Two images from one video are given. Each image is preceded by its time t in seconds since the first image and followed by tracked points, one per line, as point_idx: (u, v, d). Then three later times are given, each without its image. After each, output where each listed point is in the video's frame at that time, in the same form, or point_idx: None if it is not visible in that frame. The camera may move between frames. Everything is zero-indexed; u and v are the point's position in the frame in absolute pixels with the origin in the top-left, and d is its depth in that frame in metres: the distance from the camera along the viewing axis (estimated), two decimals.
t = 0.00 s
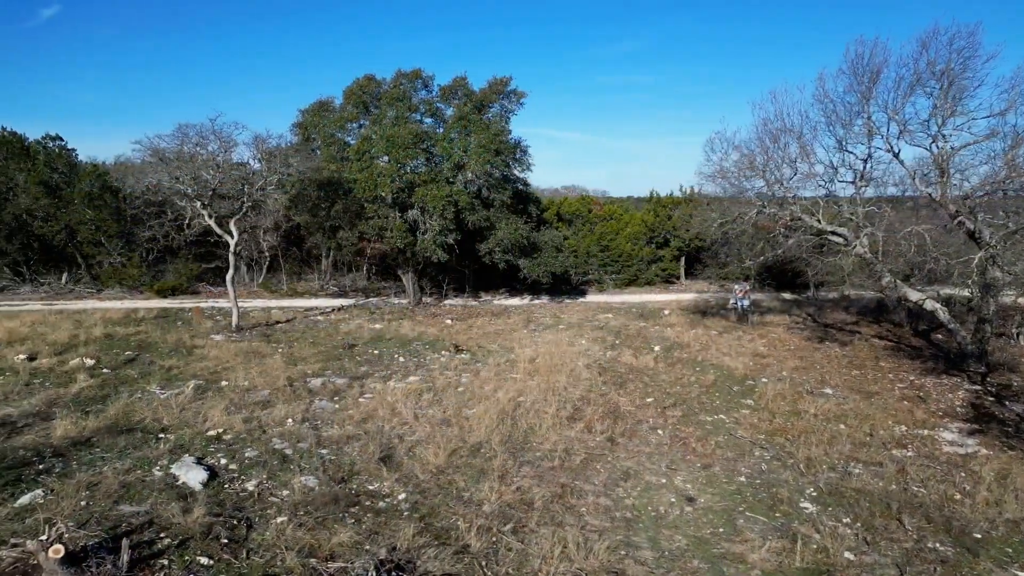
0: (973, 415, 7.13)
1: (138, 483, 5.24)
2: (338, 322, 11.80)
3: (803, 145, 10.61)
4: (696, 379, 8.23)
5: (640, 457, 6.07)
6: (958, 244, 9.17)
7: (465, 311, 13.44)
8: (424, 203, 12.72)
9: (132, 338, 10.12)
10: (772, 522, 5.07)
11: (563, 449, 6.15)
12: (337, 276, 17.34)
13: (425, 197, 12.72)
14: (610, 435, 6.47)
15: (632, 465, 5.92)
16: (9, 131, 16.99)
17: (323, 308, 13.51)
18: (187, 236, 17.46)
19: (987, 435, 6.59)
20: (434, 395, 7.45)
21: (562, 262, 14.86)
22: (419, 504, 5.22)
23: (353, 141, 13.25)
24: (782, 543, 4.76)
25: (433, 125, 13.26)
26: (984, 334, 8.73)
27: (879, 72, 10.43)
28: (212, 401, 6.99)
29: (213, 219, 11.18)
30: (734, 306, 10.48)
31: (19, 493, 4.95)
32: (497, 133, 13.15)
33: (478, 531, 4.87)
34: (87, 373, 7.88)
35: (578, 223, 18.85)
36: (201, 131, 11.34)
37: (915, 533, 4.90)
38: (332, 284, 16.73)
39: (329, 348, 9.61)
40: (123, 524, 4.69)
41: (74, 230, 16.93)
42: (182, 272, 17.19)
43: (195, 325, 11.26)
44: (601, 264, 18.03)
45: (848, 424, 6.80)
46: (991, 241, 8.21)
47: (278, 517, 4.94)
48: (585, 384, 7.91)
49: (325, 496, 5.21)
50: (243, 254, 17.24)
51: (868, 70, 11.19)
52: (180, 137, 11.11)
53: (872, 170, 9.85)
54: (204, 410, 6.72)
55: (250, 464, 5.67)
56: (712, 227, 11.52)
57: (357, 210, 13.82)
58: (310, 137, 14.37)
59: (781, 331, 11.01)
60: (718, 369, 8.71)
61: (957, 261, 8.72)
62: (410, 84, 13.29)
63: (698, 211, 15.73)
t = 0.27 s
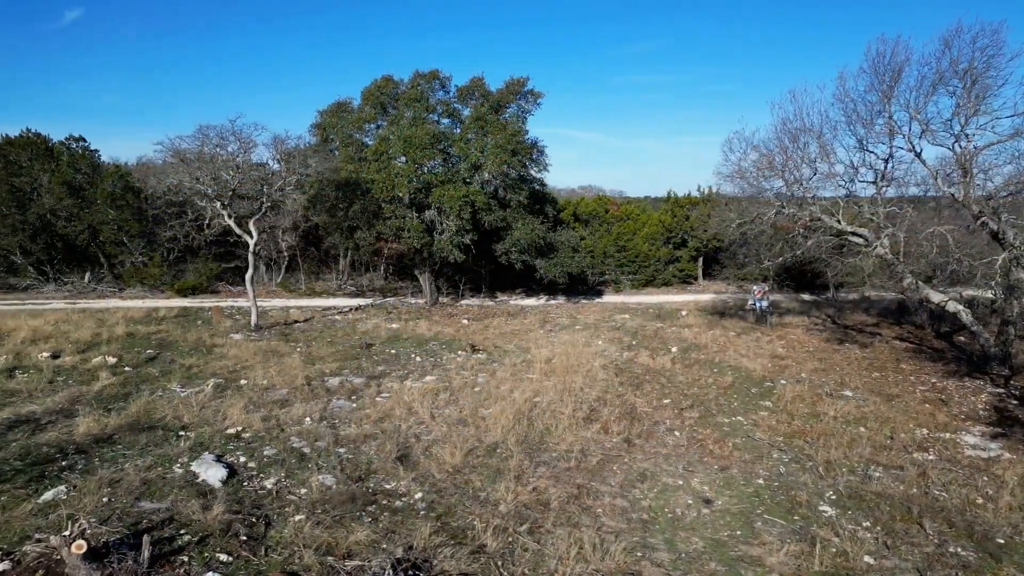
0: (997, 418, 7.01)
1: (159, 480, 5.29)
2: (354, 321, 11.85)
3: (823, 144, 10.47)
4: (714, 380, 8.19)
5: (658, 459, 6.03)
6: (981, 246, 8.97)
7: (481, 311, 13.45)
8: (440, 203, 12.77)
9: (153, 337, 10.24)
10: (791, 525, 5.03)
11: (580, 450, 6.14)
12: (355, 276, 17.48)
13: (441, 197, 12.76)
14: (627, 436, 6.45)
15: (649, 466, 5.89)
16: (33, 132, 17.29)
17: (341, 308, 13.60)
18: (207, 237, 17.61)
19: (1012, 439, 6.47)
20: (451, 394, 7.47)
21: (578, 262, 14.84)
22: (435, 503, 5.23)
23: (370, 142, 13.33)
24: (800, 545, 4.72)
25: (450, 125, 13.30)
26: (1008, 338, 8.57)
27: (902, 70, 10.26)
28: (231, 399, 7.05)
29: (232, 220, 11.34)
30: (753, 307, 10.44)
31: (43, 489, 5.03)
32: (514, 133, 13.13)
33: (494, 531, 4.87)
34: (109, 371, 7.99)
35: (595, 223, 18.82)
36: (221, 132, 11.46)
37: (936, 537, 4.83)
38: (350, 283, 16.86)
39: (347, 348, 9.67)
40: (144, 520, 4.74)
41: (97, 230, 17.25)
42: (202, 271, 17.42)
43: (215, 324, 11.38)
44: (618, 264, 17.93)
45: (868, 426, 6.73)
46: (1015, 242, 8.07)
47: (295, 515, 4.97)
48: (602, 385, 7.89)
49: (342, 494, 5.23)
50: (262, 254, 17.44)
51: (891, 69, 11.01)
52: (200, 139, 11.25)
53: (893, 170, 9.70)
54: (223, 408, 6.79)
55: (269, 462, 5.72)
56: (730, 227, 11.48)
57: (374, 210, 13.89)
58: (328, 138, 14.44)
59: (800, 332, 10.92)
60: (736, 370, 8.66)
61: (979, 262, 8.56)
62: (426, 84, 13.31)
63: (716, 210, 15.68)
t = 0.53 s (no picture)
0: (1021, 422, 6.90)
1: (179, 477, 5.35)
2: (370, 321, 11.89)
3: (843, 144, 10.36)
4: (732, 382, 8.13)
5: (675, 461, 6.00)
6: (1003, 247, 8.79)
7: (498, 311, 13.46)
8: (457, 203, 12.81)
9: (173, 336, 10.36)
10: (810, 528, 4.97)
11: (597, 452, 6.11)
12: (372, 276, 17.59)
13: (458, 198, 12.80)
14: (644, 438, 6.42)
15: (666, 468, 5.86)
16: (57, 133, 17.56)
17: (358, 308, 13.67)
18: (226, 237, 17.79)
19: None
20: (468, 395, 7.48)
21: (595, 262, 14.82)
22: (452, 504, 5.24)
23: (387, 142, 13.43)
24: (819, 549, 4.67)
25: (468, 126, 13.37)
26: None
27: (925, 68, 10.12)
28: (250, 398, 7.11)
29: (252, 221, 11.47)
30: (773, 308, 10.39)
31: (66, 485, 5.11)
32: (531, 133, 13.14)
33: (510, 532, 4.86)
34: (130, 369, 8.09)
35: (611, 223, 18.78)
36: (241, 133, 11.62)
37: (957, 543, 4.76)
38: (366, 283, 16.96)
39: (364, 347, 9.72)
40: (164, 517, 4.79)
41: (119, 231, 17.48)
42: (221, 271, 17.59)
43: (234, 323, 11.49)
44: (635, 265, 17.87)
45: (888, 430, 6.65)
46: None
47: (313, 514, 4.99)
48: (619, 387, 7.86)
49: (359, 494, 5.26)
50: (281, 254, 17.63)
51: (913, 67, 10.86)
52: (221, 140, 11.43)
53: (915, 170, 9.57)
54: (242, 406, 6.84)
55: (286, 460, 5.75)
56: (748, 227, 11.41)
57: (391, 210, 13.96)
58: (346, 139, 14.55)
59: (819, 334, 10.83)
60: (754, 372, 8.60)
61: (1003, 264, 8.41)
62: (444, 86, 13.36)
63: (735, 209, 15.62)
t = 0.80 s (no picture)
0: None
1: (199, 475, 5.40)
2: (386, 321, 11.92)
3: (864, 144, 10.25)
4: (751, 384, 8.07)
5: (693, 463, 5.95)
6: None
7: (514, 311, 13.47)
8: (473, 203, 12.88)
9: (193, 334, 10.48)
10: (828, 532, 4.92)
11: (614, 453, 6.09)
12: (389, 276, 17.68)
13: (474, 198, 12.87)
14: (662, 439, 6.38)
15: (683, 470, 5.82)
16: (80, 134, 17.83)
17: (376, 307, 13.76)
18: (246, 236, 17.92)
19: None
20: (485, 395, 7.48)
21: (612, 262, 14.81)
22: (468, 504, 5.23)
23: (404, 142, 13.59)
24: (839, 553, 4.62)
25: (485, 126, 13.47)
26: None
27: (947, 67, 10.02)
28: (268, 397, 7.16)
29: (271, 220, 11.61)
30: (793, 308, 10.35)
31: (89, 482, 5.18)
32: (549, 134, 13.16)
33: (525, 532, 4.85)
34: (151, 368, 8.19)
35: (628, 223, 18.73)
36: (260, 134, 11.80)
37: (980, 548, 4.69)
38: (384, 284, 17.09)
39: (381, 347, 9.76)
40: (184, 515, 4.83)
41: (141, 231, 17.73)
42: (241, 270, 17.74)
43: (253, 323, 11.61)
44: (652, 265, 17.88)
45: (909, 432, 6.56)
46: None
47: (329, 512, 5.01)
48: (636, 388, 7.83)
49: (376, 493, 5.27)
50: (299, 254, 17.79)
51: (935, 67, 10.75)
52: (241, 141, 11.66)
53: (938, 169, 9.44)
54: (260, 405, 6.89)
55: (304, 459, 5.79)
56: (767, 228, 11.33)
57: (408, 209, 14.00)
58: (364, 140, 14.66)
59: (839, 335, 10.73)
60: (773, 373, 8.53)
61: None
62: (461, 87, 13.46)
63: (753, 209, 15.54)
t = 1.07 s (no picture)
0: None
1: (218, 473, 5.45)
2: (402, 321, 11.96)
3: (885, 143, 10.12)
4: (769, 385, 8.00)
5: (710, 465, 5.91)
6: None
7: (530, 312, 13.46)
8: (490, 203, 12.91)
9: (213, 334, 10.58)
10: (848, 536, 4.86)
11: (630, 455, 6.06)
12: (406, 276, 17.75)
13: (490, 198, 12.89)
14: (679, 441, 6.34)
15: (700, 472, 5.78)
16: (103, 135, 18.07)
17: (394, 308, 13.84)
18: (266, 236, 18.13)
19: None
20: (501, 395, 7.48)
21: (629, 263, 14.77)
22: (484, 504, 5.24)
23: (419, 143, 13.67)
24: (858, 557, 4.56)
25: (502, 126, 13.52)
26: None
27: (971, 66, 9.85)
28: (286, 396, 7.22)
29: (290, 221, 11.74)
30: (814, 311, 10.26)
31: (110, 479, 5.24)
32: (566, 135, 13.15)
33: (542, 533, 4.84)
34: (171, 367, 8.28)
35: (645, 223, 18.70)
36: (279, 136, 11.98)
37: (1003, 554, 4.60)
38: (401, 285, 17.19)
39: (398, 347, 9.79)
40: (203, 512, 4.88)
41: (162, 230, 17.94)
42: (260, 270, 17.83)
43: (271, 322, 11.70)
44: (668, 266, 17.94)
45: (931, 436, 6.47)
46: None
47: (346, 511, 5.04)
48: (652, 389, 7.79)
49: (393, 492, 5.29)
50: (317, 254, 17.94)
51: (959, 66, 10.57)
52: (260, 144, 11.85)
53: (961, 169, 9.30)
54: (278, 404, 6.94)
55: (322, 458, 5.82)
56: (786, 228, 11.24)
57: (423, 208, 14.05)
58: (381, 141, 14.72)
59: (860, 337, 10.61)
60: (792, 375, 8.45)
61: None
62: (478, 87, 13.43)
63: (772, 209, 15.45)
